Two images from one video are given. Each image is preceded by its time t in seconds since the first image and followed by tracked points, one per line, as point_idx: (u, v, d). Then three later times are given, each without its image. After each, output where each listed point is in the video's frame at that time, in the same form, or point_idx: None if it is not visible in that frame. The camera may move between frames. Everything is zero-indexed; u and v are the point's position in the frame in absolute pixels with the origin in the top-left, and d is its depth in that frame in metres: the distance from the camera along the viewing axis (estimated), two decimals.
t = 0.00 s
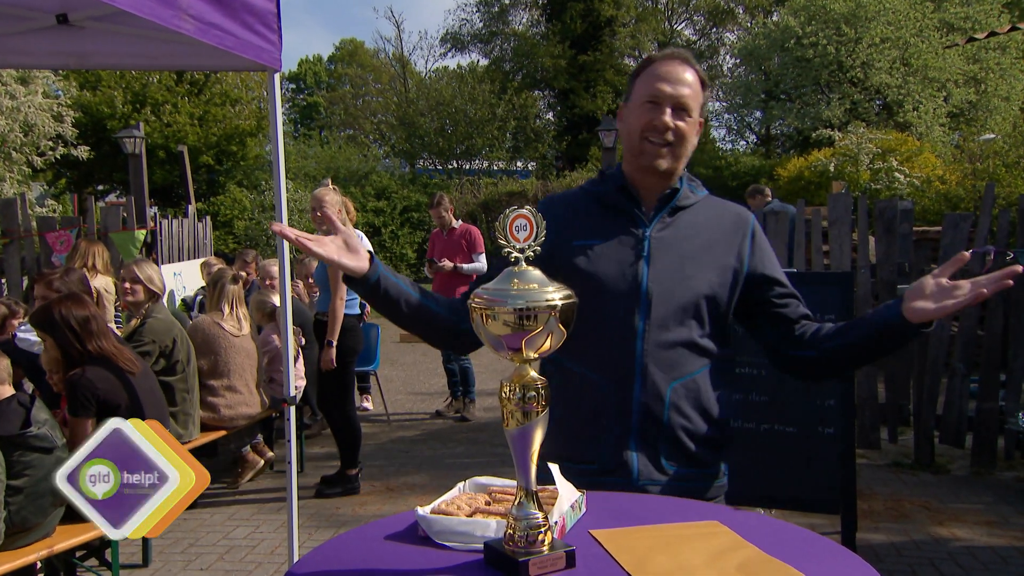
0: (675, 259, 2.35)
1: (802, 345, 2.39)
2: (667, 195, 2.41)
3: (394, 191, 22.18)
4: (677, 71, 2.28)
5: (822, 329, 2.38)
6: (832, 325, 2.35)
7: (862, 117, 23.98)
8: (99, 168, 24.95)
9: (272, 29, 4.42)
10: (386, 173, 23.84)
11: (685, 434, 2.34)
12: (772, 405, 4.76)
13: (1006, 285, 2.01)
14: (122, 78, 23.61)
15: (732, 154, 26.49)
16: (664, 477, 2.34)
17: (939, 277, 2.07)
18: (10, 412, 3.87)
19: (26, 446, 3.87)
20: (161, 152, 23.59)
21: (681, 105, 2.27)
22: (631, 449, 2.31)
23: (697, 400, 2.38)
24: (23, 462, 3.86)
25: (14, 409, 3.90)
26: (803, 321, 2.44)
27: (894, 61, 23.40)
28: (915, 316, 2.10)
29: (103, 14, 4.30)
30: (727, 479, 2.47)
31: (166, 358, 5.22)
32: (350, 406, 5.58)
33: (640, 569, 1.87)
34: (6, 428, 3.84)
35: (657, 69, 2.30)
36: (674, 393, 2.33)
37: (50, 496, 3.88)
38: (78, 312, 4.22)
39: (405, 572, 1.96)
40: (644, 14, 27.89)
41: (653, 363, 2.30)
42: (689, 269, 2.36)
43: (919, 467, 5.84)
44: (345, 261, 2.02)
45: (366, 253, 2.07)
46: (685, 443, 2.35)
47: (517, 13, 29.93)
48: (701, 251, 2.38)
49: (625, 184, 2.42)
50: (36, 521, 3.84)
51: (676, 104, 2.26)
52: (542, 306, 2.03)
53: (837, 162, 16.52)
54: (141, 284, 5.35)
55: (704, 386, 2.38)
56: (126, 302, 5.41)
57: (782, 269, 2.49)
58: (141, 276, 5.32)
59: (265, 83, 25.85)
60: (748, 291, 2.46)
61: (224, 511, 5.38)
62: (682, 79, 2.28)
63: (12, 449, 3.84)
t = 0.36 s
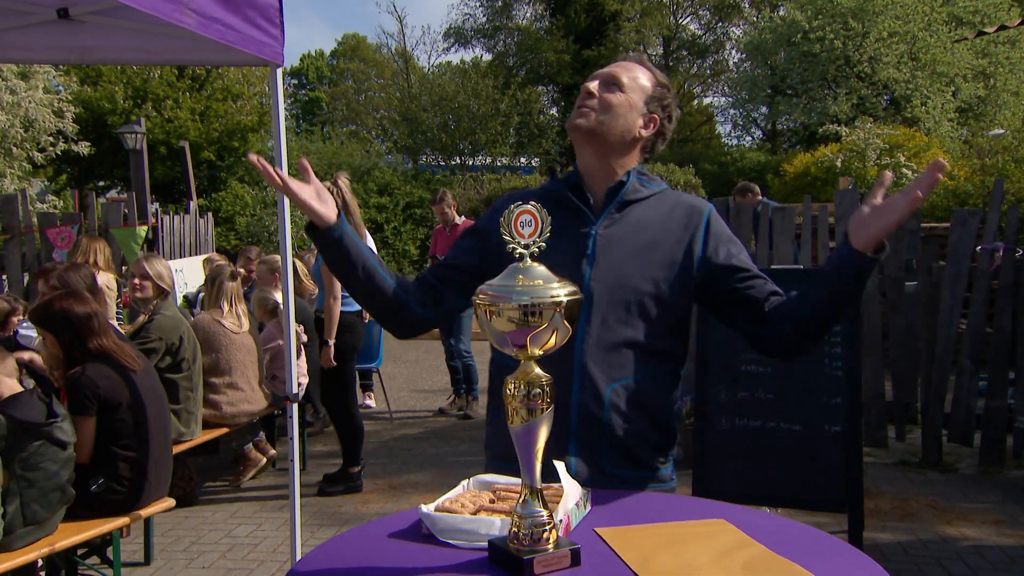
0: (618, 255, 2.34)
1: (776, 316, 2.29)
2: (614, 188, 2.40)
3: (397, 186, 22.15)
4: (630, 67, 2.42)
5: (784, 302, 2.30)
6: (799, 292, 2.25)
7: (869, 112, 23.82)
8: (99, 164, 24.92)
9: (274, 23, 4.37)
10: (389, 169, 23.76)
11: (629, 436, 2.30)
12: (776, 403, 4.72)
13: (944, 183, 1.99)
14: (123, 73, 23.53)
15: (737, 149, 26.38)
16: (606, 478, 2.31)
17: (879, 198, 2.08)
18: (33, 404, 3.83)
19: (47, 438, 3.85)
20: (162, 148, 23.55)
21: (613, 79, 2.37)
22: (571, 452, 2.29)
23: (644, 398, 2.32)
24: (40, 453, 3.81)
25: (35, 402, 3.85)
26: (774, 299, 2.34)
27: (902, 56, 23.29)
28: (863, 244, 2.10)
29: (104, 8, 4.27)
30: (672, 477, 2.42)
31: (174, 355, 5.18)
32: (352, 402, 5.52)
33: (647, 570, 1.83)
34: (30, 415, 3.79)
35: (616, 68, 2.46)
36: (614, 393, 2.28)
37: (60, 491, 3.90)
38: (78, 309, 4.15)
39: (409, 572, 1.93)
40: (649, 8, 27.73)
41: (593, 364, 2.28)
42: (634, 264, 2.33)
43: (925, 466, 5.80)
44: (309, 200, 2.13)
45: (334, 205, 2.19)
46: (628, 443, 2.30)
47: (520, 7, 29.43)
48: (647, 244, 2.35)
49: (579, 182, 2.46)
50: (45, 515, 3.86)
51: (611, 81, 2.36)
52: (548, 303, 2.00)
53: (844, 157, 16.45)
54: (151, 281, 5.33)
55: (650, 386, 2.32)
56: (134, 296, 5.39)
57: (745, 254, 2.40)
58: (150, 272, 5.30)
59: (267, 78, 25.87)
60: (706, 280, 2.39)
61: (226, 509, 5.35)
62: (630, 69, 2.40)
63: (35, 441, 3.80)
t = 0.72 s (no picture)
0: (598, 257, 2.28)
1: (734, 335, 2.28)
2: (589, 192, 2.33)
3: (399, 181, 22.13)
4: (595, 67, 2.21)
5: (752, 317, 2.26)
6: (762, 311, 2.24)
7: (877, 107, 23.70)
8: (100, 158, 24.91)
9: (276, 15, 4.33)
10: (391, 164, 23.78)
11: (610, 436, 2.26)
12: (782, 400, 4.68)
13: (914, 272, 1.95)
14: (124, 66, 23.44)
15: (743, 144, 26.27)
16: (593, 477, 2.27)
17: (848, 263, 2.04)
18: (33, 400, 3.79)
19: (46, 435, 3.81)
20: (164, 142, 23.51)
21: (597, 99, 2.18)
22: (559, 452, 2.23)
23: (623, 401, 2.30)
24: (42, 450, 3.79)
25: (37, 398, 3.81)
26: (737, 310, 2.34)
27: (911, 49, 23.20)
28: (826, 307, 2.06)
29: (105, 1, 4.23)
30: (651, 475, 2.40)
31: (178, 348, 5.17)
32: (354, 397, 5.50)
33: (651, 569, 1.80)
34: (29, 415, 3.76)
35: (575, 65, 2.22)
36: (600, 396, 2.25)
37: (62, 487, 3.88)
38: (85, 305, 4.16)
39: (413, 569, 1.89)
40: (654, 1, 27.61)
41: (579, 366, 2.22)
42: (614, 267, 2.28)
43: (933, 464, 5.75)
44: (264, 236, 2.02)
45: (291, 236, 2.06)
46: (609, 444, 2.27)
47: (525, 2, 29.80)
48: (625, 247, 2.30)
49: (544, 185, 2.37)
50: (48, 511, 3.83)
51: (592, 99, 2.18)
52: (553, 298, 1.96)
53: (851, 152, 16.40)
54: (157, 275, 5.23)
55: (630, 389, 2.30)
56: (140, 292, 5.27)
57: (712, 260, 2.40)
58: (156, 266, 5.21)
59: (269, 71, 26.04)
60: (677, 283, 2.38)
61: (228, 505, 5.32)
62: (599, 74, 2.20)
63: (35, 436, 3.77)
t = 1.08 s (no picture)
0: (606, 263, 2.24)
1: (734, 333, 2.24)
2: (589, 196, 2.28)
3: (401, 182, 22.13)
4: (570, 59, 2.16)
5: (751, 312, 2.23)
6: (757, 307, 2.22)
7: (883, 107, 23.62)
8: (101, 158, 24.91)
9: (278, 15, 4.31)
10: (393, 164, 23.77)
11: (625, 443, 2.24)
12: (788, 403, 4.65)
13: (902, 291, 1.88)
14: (124, 65, 23.38)
15: (748, 145, 26.20)
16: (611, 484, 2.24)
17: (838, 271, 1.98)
18: (36, 403, 3.73)
19: (50, 438, 3.75)
20: (164, 142, 23.47)
21: (579, 94, 2.13)
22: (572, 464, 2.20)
23: (635, 408, 2.27)
24: (45, 453, 3.73)
25: (39, 401, 3.75)
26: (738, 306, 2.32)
27: (917, 49, 23.13)
28: (816, 318, 2.03)
29: None
30: (659, 476, 2.37)
31: (176, 349, 5.12)
32: (356, 400, 5.47)
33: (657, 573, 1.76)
34: (34, 417, 3.70)
35: (547, 59, 2.17)
36: (614, 407, 2.22)
37: (62, 492, 3.83)
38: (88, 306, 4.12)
39: (414, 573, 1.86)
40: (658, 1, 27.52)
41: (593, 376, 2.19)
42: (619, 274, 2.24)
43: (940, 467, 5.71)
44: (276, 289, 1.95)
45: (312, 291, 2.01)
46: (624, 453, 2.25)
47: None
48: (631, 251, 2.27)
49: (538, 188, 2.30)
50: (48, 516, 3.78)
51: (571, 93, 2.12)
52: (556, 300, 1.91)
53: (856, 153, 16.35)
54: (154, 278, 5.22)
55: (641, 397, 2.28)
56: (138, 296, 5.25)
57: (710, 252, 2.38)
58: (153, 269, 5.20)
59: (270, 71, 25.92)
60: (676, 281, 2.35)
61: (228, 508, 5.29)
62: (578, 68, 2.15)
63: (37, 440, 3.70)
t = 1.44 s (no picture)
0: (641, 278, 2.14)
1: (772, 334, 2.02)
2: (620, 206, 2.17)
3: (400, 184, 22.15)
4: (595, 60, 2.03)
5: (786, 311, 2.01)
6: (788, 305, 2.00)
7: (884, 107, 23.61)
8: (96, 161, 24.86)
9: (275, 16, 4.26)
10: (391, 166, 23.76)
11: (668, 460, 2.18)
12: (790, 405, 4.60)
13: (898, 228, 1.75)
14: (119, 68, 23.29)
15: (748, 145, 26.15)
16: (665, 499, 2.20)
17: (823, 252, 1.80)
18: (31, 415, 3.73)
19: (43, 452, 3.76)
20: (160, 144, 23.43)
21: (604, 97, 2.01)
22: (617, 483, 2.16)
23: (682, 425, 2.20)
24: (36, 468, 3.73)
25: (34, 413, 3.75)
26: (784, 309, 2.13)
27: (918, 49, 23.12)
28: (823, 304, 1.84)
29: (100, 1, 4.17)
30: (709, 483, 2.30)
31: (167, 352, 5.07)
32: (355, 402, 5.44)
33: None
34: (28, 432, 3.70)
35: (571, 63, 2.05)
36: (659, 430, 2.15)
37: (55, 504, 3.80)
38: (83, 310, 4.09)
39: None
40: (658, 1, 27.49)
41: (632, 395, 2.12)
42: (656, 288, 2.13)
43: (942, 470, 5.67)
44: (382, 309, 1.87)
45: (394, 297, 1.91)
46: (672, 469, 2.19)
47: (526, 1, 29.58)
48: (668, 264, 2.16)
49: (567, 202, 2.21)
50: (39, 528, 3.75)
51: (597, 96, 2.00)
52: (555, 302, 1.89)
53: (857, 154, 16.27)
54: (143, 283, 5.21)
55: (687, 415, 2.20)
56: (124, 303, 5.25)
57: (755, 248, 2.19)
58: (140, 273, 5.18)
59: (267, 72, 25.82)
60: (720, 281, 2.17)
61: (225, 513, 5.24)
62: (603, 69, 2.02)
63: (30, 453, 3.71)
